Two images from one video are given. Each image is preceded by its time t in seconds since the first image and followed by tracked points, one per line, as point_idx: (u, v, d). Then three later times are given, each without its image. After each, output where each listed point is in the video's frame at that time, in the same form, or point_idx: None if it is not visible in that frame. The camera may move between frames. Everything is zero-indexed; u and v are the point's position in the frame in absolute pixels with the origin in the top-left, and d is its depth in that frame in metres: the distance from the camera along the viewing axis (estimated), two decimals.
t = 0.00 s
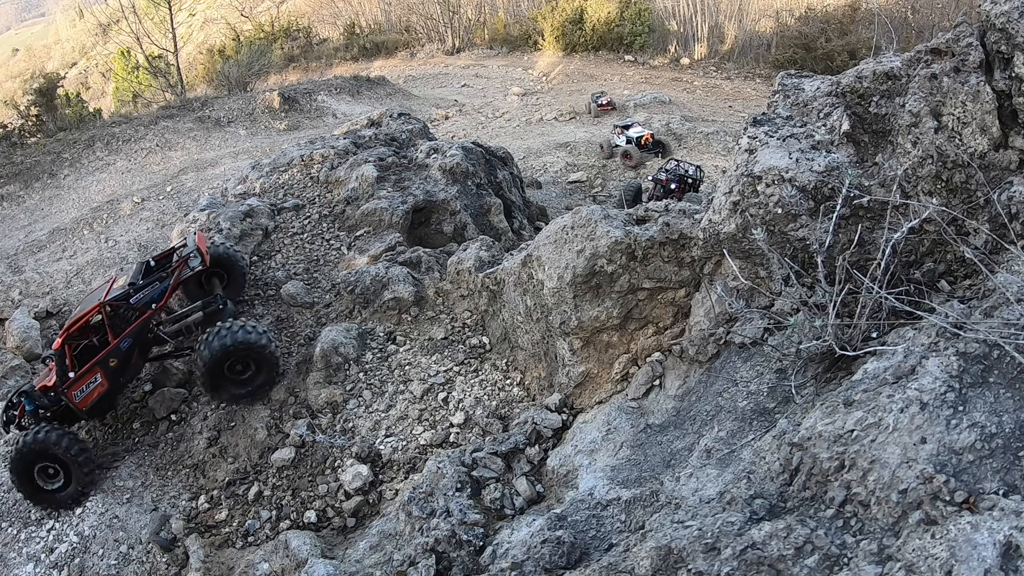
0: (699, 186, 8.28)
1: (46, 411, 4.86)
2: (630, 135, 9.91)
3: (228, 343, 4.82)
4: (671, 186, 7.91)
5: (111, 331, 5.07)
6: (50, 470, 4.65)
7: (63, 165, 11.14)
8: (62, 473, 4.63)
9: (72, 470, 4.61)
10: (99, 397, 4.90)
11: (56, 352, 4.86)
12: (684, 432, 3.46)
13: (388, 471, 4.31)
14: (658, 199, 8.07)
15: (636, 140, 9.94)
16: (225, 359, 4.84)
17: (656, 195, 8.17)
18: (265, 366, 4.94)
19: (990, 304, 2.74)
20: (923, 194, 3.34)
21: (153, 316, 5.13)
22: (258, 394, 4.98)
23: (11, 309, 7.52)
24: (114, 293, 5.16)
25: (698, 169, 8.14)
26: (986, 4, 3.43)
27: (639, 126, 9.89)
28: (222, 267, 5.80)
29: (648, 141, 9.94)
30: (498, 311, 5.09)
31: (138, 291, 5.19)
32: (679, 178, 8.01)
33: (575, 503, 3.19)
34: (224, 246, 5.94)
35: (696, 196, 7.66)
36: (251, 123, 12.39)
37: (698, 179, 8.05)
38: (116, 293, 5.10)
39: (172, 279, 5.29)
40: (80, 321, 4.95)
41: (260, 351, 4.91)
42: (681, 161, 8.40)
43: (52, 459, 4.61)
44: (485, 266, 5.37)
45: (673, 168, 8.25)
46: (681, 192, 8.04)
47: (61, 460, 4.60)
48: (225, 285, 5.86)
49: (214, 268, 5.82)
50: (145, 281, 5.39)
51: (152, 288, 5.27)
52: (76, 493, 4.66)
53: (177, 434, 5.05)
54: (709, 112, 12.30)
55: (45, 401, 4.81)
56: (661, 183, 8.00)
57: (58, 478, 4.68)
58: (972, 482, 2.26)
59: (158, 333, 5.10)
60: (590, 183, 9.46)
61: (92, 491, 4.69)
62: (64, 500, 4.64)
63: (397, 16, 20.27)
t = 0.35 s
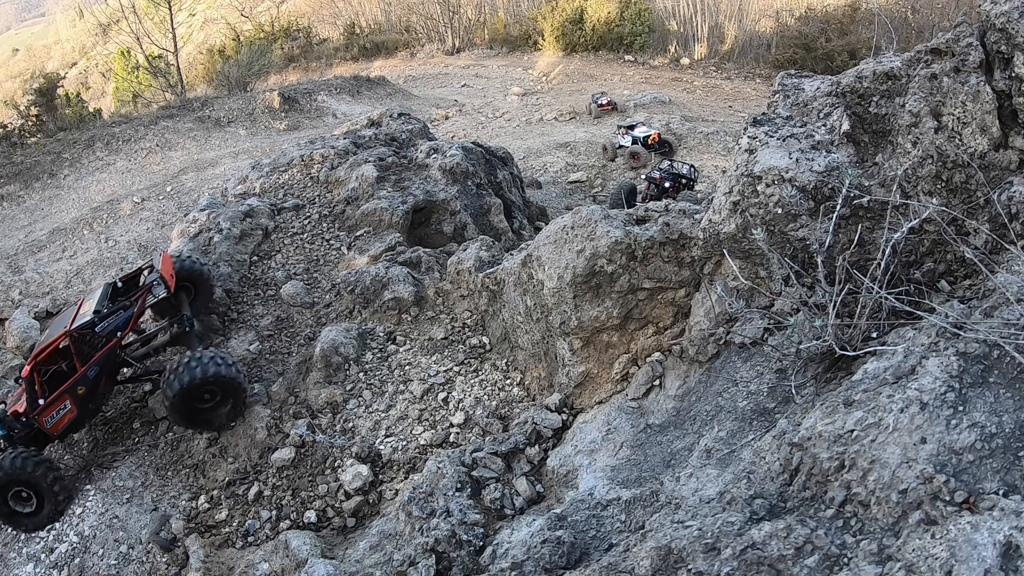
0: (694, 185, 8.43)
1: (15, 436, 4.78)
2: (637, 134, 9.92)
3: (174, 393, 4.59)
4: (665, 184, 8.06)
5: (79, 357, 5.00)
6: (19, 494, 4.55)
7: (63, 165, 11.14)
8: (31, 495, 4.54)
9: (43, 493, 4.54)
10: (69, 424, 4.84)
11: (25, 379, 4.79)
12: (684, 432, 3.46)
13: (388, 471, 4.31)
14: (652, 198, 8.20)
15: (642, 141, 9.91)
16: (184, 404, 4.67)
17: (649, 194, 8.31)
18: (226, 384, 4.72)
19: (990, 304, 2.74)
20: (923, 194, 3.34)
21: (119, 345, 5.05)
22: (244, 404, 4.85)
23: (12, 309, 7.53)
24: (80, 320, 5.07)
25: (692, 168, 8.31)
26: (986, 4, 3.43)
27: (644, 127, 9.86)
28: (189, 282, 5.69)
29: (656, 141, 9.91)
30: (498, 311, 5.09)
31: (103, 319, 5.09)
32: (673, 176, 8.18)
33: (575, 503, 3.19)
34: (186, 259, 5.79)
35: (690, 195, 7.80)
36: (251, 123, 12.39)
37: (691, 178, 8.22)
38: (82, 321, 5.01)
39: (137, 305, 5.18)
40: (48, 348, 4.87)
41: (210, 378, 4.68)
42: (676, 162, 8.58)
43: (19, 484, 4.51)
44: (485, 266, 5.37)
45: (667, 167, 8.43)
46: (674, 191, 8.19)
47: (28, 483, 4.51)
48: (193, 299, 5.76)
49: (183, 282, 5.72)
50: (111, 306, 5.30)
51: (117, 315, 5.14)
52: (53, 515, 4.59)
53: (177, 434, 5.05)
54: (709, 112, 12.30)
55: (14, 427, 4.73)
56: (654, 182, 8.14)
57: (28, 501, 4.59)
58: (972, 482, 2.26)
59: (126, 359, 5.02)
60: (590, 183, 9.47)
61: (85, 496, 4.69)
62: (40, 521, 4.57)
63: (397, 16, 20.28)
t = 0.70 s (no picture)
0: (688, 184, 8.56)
1: None
2: (642, 135, 9.74)
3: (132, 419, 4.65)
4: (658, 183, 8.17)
5: (52, 373, 4.99)
6: None
7: (63, 165, 11.14)
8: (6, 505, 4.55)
9: (20, 501, 4.56)
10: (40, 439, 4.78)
11: None
12: (684, 432, 3.46)
13: (388, 471, 4.31)
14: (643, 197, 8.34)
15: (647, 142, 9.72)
16: (152, 431, 4.73)
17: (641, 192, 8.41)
18: (179, 396, 4.70)
19: (990, 304, 2.74)
20: (923, 194, 3.34)
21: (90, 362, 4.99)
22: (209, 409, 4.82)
23: (11, 309, 7.53)
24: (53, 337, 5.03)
25: (686, 167, 8.44)
26: (986, 4, 3.43)
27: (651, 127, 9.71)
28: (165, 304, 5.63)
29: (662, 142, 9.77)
30: (498, 311, 5.09)
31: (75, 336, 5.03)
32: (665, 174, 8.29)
33: (575, 503, 3.19)
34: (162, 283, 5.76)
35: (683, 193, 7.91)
36: (251, 123, 12.39)
37: (684, 177, 8.34)
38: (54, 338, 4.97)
39: (109, 322, 5.16)
40: (21, 363, 4.84)
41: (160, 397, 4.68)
42: (668, 159, 8.71)
43: None
44: (485, 266, 5.36)
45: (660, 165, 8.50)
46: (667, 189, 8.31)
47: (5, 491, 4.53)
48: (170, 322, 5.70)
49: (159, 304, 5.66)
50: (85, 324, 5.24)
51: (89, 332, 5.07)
52: (28, 525, 4.60)
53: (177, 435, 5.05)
54: (709, 112, 12.31)
55: None
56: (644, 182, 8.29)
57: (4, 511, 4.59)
58: (972, 482, 2.26)
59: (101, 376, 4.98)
60: (590, 183, 9.47)
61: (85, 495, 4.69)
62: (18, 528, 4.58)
63: (397, 16, 20.28)
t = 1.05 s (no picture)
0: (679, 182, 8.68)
1: None
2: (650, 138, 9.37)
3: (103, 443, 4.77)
4: (647, 182, 8.28)
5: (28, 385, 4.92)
6: None
7: (63, 165, 11.14)
8: None
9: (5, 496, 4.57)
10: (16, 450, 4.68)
11: None
12: (684, 432, 3.46)
13: (388, 471, 4.31)
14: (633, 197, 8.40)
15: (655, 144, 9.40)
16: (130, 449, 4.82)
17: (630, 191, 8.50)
18: (128, 403, 4.77)
19: (990, 304, 2.74)
20: (923, 194, 3.34)
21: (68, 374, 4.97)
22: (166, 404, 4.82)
23: (12, 309, 7.54)
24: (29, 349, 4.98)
25: (675, 164, 8.56)
26: (986, 4, 3.43)
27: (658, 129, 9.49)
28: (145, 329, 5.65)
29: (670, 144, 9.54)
30: (498, 311, 5.09)
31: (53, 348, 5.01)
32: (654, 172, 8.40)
33: (575, 503, 3.19)
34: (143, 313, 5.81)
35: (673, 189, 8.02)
36: (251, 123, 12.39)
37: (674, 174, 8.46)
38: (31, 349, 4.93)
39: (88, 335, 5.15)
40: None
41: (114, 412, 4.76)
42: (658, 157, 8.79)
43: None
44: (485, 266, 5.36)
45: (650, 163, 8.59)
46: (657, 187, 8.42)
47: None
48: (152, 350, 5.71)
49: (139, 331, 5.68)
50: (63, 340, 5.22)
51: (67, 345, 5.05)
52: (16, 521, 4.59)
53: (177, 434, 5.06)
54: (709, 112, 12.31)
55: None
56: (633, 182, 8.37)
57: None
58: (972, 482, 2.26)
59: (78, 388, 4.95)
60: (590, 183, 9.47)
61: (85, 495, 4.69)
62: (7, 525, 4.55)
63: (397, 16, 20.29)
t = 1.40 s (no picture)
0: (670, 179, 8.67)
1: None
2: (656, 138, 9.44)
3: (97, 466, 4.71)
4: (634, 180, 8.30)
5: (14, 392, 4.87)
6: None
7: (63, 165, 11.14)
8: None
9: None
10: None
11: None
12: (684, 432, 3.46)
13: (388, 471, 4.31)
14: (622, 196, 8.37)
15: (664, 143, 9.66)
16: (127, 461, 4.76)
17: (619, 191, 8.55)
18: (94, 422, 4.68)
19: (990, 304, 2.74)
20: (923, 194, 3.35)
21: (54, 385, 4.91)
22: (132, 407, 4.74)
23: (12, 309, 7.56)
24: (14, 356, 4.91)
25: (664, 162, 8.56)
26: (986, 4, 3.43)
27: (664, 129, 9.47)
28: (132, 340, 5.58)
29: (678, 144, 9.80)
30: (498, 311, 5.09)
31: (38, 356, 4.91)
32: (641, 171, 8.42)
33: (575, 503, 3.19)
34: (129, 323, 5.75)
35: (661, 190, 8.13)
36: (251, 123, 12.39)
37: (663, 172, 8.43)
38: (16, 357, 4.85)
39: (73, 346, 5.02)
40: None
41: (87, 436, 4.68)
42: (645, 153, 8.96)
43: None
44: (485, 266, 5.36)
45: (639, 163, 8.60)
46: (645, 185, 8.43)
47: None
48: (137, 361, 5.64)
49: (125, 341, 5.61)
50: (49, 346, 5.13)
51: (53, 355, 4.94)
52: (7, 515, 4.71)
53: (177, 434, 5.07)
54: (709, 112, 12.31)
55: None
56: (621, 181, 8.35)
57: None
58: (972, 482, 2.26)
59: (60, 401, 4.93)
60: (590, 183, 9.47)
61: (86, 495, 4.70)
62: None
63: (397, 16, 20.29)
